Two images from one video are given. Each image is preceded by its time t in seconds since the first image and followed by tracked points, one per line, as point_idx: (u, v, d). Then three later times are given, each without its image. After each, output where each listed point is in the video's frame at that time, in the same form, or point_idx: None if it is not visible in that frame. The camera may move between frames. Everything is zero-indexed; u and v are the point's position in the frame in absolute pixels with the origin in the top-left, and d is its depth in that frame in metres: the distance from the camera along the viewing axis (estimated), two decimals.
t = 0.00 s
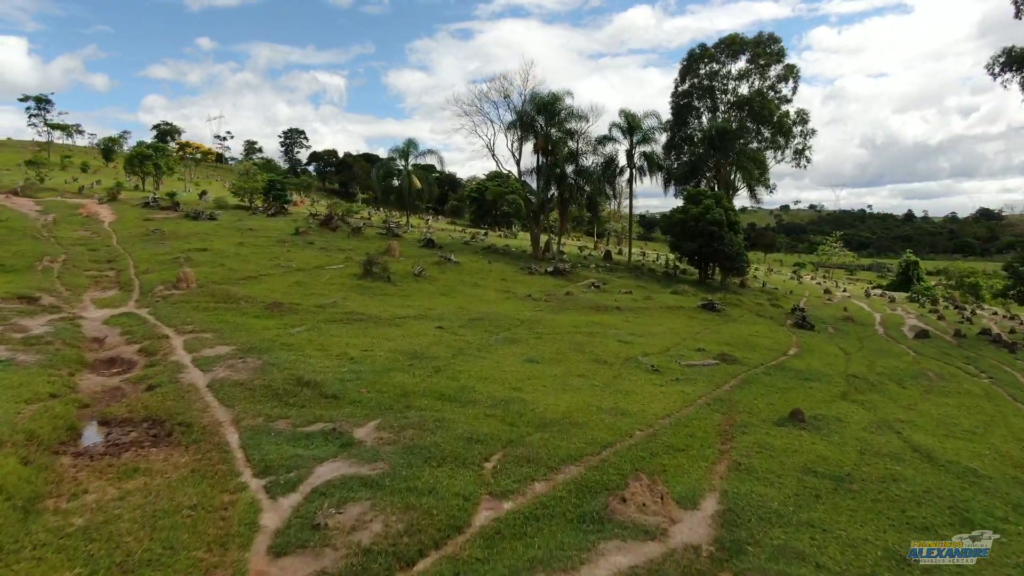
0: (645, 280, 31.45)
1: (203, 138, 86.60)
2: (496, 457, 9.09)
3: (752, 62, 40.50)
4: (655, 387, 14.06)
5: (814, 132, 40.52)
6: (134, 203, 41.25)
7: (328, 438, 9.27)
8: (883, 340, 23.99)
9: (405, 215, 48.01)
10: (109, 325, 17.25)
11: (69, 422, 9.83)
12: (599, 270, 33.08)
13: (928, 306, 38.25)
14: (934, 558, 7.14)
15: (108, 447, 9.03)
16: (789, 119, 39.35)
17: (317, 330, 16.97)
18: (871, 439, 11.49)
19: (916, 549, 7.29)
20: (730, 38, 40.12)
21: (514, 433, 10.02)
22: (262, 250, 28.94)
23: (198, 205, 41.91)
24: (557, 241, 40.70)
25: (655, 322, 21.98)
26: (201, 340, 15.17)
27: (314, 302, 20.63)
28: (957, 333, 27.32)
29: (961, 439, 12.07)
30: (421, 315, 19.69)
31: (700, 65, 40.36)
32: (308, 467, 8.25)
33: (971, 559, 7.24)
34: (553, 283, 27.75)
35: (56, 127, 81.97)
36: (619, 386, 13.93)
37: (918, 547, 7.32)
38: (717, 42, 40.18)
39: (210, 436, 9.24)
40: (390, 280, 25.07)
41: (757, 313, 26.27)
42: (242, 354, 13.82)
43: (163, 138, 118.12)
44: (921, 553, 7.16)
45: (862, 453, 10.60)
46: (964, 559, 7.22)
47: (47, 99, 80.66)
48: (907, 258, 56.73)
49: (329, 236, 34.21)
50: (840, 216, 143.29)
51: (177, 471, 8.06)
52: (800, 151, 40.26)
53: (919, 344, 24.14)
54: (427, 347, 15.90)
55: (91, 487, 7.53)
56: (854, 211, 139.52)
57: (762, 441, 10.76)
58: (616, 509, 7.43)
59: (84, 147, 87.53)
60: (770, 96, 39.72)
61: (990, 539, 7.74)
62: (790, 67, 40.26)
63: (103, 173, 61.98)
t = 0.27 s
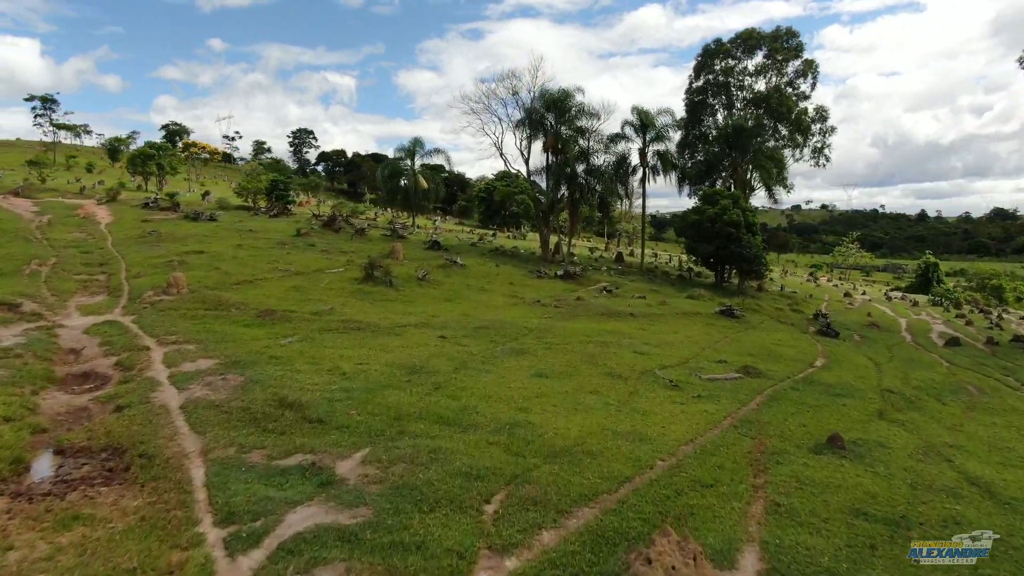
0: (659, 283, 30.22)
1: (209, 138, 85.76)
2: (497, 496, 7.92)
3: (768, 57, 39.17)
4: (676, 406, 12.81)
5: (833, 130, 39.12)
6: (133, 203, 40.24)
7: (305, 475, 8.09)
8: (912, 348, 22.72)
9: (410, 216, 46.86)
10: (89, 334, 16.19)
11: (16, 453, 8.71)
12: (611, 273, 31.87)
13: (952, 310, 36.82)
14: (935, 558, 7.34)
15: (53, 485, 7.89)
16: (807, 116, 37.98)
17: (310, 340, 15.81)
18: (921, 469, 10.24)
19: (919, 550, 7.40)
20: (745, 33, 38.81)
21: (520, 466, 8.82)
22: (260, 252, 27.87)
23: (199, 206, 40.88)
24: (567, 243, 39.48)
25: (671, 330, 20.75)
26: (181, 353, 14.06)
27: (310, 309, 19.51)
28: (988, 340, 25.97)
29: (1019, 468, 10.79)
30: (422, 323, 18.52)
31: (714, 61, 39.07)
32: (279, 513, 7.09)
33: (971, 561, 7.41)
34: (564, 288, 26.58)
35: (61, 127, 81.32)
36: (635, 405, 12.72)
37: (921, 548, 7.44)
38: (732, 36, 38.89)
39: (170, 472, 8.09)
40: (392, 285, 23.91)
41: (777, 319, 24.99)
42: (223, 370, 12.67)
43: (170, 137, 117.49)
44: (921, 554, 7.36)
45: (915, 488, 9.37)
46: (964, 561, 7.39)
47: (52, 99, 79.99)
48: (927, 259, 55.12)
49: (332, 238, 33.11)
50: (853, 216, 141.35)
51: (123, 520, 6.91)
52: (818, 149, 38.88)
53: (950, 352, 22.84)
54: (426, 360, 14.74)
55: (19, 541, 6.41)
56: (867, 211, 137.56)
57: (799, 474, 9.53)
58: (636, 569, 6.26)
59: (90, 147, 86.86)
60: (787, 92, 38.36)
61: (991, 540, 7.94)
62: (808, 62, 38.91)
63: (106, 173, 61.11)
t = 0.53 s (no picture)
0: (672, 288, 29.03)
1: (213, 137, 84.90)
2: (497, 552, 6.76)
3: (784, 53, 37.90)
4: (697, 430, 11.60)
5: (850, 128, 37.79)
6: (130, 204, 39.20)
7: (273, 525, 6.96)
8: (942, 358, 21.47)
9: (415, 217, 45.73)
10: (63, 346, 15.13)
11: None
12: (621, 277, 30.67)
13: (977, 315, 35.42)
14: (935, 559, 7.55)
15: None
16: (824, 114, 36.68)
17: (299, 353, 14.66)
18: (981, 509, 9.04)
19: (918, 550, 7.64)
20: (760, 28, 37.57)
21: (524, 510, 7.65)
22: (256, 256, 26.82)
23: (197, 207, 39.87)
24: (575, 246, 38.23)
25: (686, 339, 19.53)
26: (157, 368, 12.98)
27: (303, 318, 18.38)
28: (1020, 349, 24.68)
29: None
30: (422, 333, 17.35)
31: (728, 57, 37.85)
32: None
33: (970, 560, 7.63)
34: (573, 293, 25.39)
35: (64, 126, 80.54)
36: (651, 428, 11.53)
37: (920, 548, 7.67)
38: (746, 32, 37.66)
39: (116, 521, 6.99)
40: (391, 290, 22.76)
41: (797, 326, 23.77)
42: (199, 389, 11.53)
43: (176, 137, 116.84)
44: (920, 554, 7.58)
45: (975, 535, 8.20)
46: (962, 560, 7.61)
47: (55, 98, 79.22)
48: (945, 261, 53.60)
49: (332, 240, 31.99)
50: (865, 216, 139.46)
51: None
52: (835, 148, 37.55)
53: (982, 362, 21.59)
54: (423, 375, 13.60)
55: None
56: (879, 212, 135.70)
57: (843, 517, 8.34)
58: None
59: (93, 147, 86.09)
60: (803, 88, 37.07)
61: (990, 539, 8.15)
62: (825, 58, 37.59)
63: (106, 173, 60.17)
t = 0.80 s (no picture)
0: (685, 292, 27.86)
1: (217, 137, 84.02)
2: None
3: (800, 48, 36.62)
4: (722, 459, 10.43)
5: (869, 126, 36.45)
6: (126, 205, 38.22)
7: None
8: (973, 369, 20.24)
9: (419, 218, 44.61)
10: (33, 358, 14.07)
11: None
12: (632, 280, 29.50)
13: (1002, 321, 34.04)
14: (934, 560, 7.65)
15: None
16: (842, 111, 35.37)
17: (287, 368, 13.54)
18: None
19: (918, 549, 7.78)
20: (776, 23, 36.31)
21: (530, 567, 6.57)
22: (252, 259, 25.77)
23: (195, 208, 38.86)
24: (584, 249, 37.04)
25: (702, 349, 18.35)
26: (128, 385, 11.89)
27: (295, 326, 17.28)
28: None
29: None
30: (421, 343, 16.22)
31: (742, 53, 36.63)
32: None
33: (970, 559, 7.73)
34: (582, 298, 24.26)
35: (66, 126, 79.78)
36: (670, 456, 10.37)
37: (920, 548, 7.81)
38: (762, 26, 36.42)
39: None
40: (390, 296, 21.61)
41: (818, 334, 22.57)
42: (170, 411, 10.41)
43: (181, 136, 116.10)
44: (921, 553, 7.71)
45: None
46: (963, 559, 7.71)
47: (58, 98, 78.47)
48: (964, 263, 52.07)
49: (333, 243, 30.92)
50: (877, 215, 137.63)
51: None
52: (854, 146, 36.23)
53: (1016, 373, 20.36)
54: (419, 393, 12.46)
55: None
56: (891, 211, 133.87)
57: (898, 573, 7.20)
58: None
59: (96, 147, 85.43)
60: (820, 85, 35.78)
61: (991, 539, 8.23)
62: (843, 53, 36.31)
63: (107, 173, 59.33)
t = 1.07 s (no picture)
0: (699, 297, 26.73)
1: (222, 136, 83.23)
2: None
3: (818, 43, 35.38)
4: (751, 492, 9.30)
5: (890, 123, 35.17)
6: (123, 206, 37.28)
7: None
8: (1007, 380, 19.08)
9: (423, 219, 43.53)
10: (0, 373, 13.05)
11: None
12: (644, 284, 28.35)
13: None
14: (936, 560, 7.86)
15: None
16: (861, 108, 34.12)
17: (272, 385, 12.47)
18: None
19: (918, 549, 8.03)
20: (792, 17, 35.09)
21: None
22: (248, 263, 24.76)
23: (194, 209, 37.89)
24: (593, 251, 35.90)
25: (721, 360, 17.21)
26: (95, 406, 10.84)
27: (287, 336, 16.24)
28: None
29: None
30: (420, 355, 15.15)
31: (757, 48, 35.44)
32: None
33: (972, 558, 7.91)
34: (591, 303, 23.17)
35: (70, 126, 79.13)
36: (692, 489, 9.26)
37: (920, 547, 8.07)
38: (777, 21, 35.22)
39: None
40: (390, 301, 20.56)
41: (841, 343, 21.41)
42: (135, 437, 9.35)
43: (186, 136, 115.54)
44: (921, 553, 7.95)
45: None
46: (964, 558, 7.90)
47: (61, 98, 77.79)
48: (984, 264, 50.60)
49: (333, 245, 29.90)
50: (889, 215, 135.79)
51: None
52: (874, 144, 34.97)
53: None
54: (414, 414, 11.37)
55: None
56: (904, 211, 132.07)
57: None
58: None
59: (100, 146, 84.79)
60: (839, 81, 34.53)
61: (991, 539, 8.43)
62: (862, 48, 35.05)
63: (108, 173, 58.56)
